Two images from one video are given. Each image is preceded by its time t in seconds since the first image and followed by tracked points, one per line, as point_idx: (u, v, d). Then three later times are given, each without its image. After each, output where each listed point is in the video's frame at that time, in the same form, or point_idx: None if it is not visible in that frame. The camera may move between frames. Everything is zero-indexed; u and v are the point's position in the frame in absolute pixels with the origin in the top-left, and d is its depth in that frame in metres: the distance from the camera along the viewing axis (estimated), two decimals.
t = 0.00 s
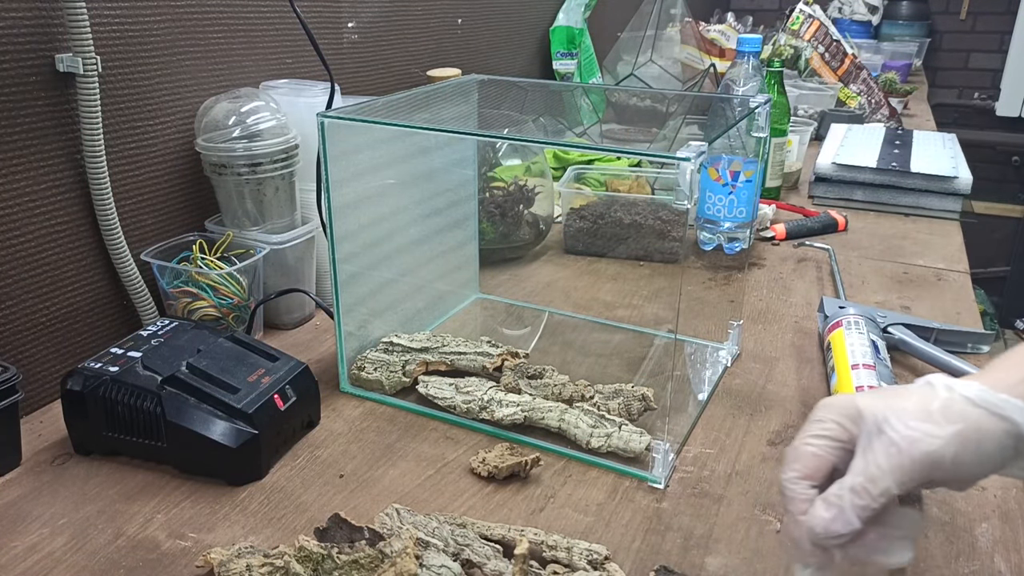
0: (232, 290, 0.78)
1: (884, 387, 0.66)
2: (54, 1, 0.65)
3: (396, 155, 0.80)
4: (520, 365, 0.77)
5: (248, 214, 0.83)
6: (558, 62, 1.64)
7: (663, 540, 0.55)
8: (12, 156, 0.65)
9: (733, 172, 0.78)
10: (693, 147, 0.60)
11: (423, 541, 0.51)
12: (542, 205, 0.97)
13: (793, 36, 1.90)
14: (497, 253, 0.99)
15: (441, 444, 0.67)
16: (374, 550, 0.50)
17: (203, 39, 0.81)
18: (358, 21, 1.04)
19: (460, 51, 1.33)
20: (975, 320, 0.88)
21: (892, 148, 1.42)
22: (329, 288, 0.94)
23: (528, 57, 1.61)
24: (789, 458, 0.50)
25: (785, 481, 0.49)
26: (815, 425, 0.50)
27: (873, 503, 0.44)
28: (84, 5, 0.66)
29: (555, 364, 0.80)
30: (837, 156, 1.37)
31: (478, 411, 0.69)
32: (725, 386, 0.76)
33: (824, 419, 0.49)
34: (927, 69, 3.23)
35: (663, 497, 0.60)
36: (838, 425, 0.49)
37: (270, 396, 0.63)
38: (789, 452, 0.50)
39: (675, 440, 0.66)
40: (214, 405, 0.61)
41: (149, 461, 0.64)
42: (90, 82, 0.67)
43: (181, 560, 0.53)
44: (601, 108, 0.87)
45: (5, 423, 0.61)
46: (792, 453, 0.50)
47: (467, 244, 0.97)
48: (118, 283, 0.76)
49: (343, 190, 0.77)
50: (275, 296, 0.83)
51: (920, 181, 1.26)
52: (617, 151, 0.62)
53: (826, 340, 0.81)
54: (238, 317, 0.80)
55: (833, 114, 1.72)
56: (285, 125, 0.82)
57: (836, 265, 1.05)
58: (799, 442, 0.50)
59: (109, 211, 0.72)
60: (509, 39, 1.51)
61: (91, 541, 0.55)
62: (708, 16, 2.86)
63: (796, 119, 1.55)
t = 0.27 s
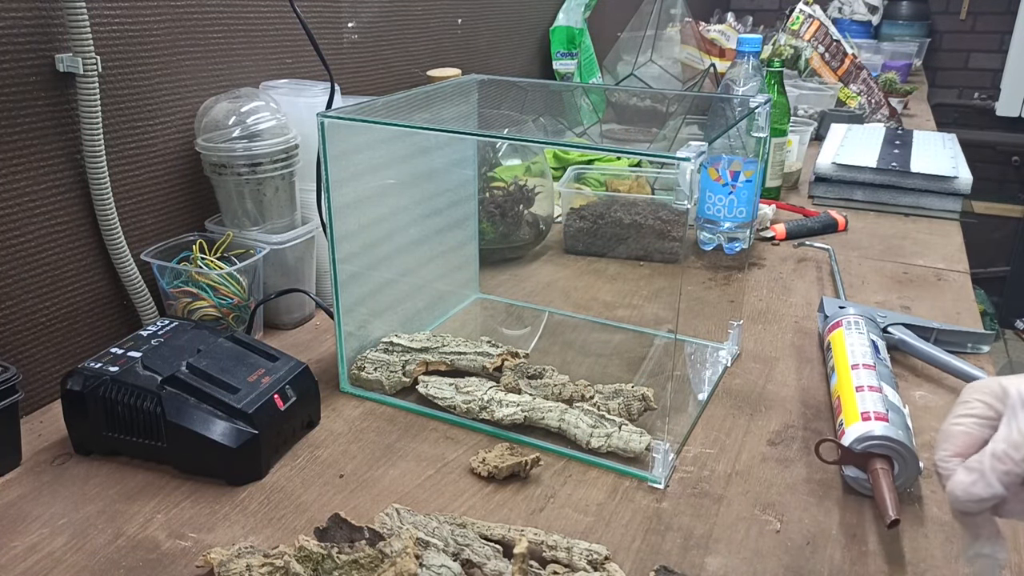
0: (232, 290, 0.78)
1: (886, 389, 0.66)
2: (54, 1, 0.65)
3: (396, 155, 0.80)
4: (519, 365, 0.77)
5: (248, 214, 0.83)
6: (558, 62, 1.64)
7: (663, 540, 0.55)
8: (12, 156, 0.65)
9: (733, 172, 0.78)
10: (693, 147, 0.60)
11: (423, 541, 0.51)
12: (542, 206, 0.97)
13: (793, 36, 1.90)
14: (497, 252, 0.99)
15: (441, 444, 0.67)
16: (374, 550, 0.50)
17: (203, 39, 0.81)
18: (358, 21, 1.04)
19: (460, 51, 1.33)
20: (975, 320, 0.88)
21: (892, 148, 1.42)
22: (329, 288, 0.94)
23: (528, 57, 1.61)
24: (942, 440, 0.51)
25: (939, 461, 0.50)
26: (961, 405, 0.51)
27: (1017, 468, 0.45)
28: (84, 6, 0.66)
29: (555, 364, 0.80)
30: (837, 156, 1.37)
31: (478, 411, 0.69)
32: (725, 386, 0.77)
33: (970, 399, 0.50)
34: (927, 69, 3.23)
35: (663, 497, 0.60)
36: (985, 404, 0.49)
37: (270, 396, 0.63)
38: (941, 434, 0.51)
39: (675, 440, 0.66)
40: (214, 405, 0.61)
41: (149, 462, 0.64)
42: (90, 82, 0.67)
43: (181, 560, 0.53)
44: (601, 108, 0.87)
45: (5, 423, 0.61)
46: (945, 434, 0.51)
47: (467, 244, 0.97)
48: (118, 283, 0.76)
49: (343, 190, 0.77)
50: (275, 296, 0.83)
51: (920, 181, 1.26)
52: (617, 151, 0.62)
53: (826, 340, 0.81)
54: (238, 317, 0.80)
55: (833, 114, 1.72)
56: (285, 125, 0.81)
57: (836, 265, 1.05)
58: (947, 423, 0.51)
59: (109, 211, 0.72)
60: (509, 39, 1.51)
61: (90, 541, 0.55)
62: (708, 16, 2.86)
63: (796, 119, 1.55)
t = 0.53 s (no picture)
0: (232, 290, 0.78)
1: (886, 389, 0.66)
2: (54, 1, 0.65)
3: (396, 155, 0.80)
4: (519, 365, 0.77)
5: (248, 214, 0.83)
6: (558, 62, 1.64)
7: (663, 540, 0.55)
8: (12, 156, 0.65)
9: (733, 173, 0.78)
10: (693, 147, 0.60)
11: (423, 541, 0.51)
12: (542, 206, 0.97)
13: (793, 36, 1.90)
14: (498, 252, 0.99)
15: (441, 444, 0.67)
16: (374, 550, 0.50)
17: (203, 39, 0.81)
18: (358, 21, 1.04)
19: (460, 51, 1.33)
20: (975, 320, 0.88)
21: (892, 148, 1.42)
22: (329, 288, 0.94)
23: (528, 57, 1.61)
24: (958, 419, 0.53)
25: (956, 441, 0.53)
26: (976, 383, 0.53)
27: None
28: (83, 6, 0.66)
29: (555, 364, 0.80)
30: (837, 156, 1.37)
31: (478, 411, 0.70)
32: (725, 386, 0.76)
33: (983, 378, 0.52)
34: (927, 69, 3.23)
35: (663, 497, 0.60)
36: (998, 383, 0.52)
37: (270, 396, 0.63)
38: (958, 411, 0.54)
39: (675, 440, 0.66)
40: (214, 405, 0.61)
41: (149, 462, 0.64)
42: (90, 82, 0.67)
43: (181, 560, 0.53)
44: (601, 108, 0.87)
45: (5, 423, 0.61)
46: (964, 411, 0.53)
47: (467, 244, 0.97)
48: (119, 283, 0.76)
49: (344, 190, 0.77)
50: (274, 296, 0.83)
51: (920, 181, 1.26)
52: (617, 151, 0.62)
53: (826, 340, 0.81)
54: (238, 317, 0.79)
55: (833, 114, 1.72)
56: (285, 125, 0.81)
57: (836, 265, 1.05)
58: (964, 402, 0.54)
59: (109, 211, 0.72)
60: (509, 39, 1.51)
61: (90, 541, 0.55)
62: (708, 16, 2.86)
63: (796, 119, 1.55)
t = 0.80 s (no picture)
0: (232, 290, 0.78)
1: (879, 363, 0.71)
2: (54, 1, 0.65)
3: (397, 155, 0.80)
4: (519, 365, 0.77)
5: (248, 214, 0.83)
6: (559, 62, 1.64)
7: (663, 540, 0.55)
8: (12, 156, 0.65)
9: (733, 173, 0.79)
10: (693, 147, 0.60)
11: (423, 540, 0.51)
12: (542, 206, 0.95)
13: (793, 36, 1.90)
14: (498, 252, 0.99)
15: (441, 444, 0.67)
16: (374, 549, 0.51)
17: (203, 39, 0.81)
18: (358, 21, 1.04)
19: (460, 51, 1.33)
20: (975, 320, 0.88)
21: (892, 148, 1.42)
22: (329, 288, 0.94)
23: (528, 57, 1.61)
24: (920, 309, 0.57)
25: (919, 324, 0.55)
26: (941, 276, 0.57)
27: None
28: (84, 6, 0.66)
29: (555, 364, 0.80)
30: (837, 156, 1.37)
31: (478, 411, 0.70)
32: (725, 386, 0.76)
33: (946, 274, 0.56)
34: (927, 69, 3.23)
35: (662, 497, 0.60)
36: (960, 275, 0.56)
37: (270, 396, 0.63)
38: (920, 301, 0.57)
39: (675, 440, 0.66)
40: (214, 405, 0.61)
41: (149, 462, 0.64)
42: (90, 82, 0.67)
43: (181, 560, 0.53)
44: (601, 108, 0.87)
45: (5, 423, 0.61)
46: (926, 303, 0.57)
47: (467, 244, 0.97)
48: (119, 283, 0.76)
49: (344, 190, 0.77)
50: (275, 296, 0.83)
51: (920, 181, 1.26)
52: (617, 151, 0.62)
53: (826, 340, 0.81)
54: (238, 317, 0.80)
55: (833, 114, 1.72)
56: (285, 125, 0.82)
57: (836, 265, 1.05)
58: (927, 292, 0.57)
59: (109, 211, 0.72)
60: (509, 39, 1.51)
61: (90, 541, 0.55)
62: (708, 16, 2.86)
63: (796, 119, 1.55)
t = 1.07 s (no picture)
0: (232, 290, 0.78)
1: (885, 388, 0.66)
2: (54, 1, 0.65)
3: (397, 155, 0.80)
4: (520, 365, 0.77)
5: (248, 214, 0.83)
6: (558, 62, 1.64)
7: (663, 540, 0.55)
8: (12, 156, 0.65)
9: (733, 173, 0.78)
10: (693, 147, 0.60)
11: (423, 541, 0.51)
12: (542, 206, 0.96)
13: (793, 36, 1.90)
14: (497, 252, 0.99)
15: (441, 444, 0.67)
16: (374, 550, 0.49)
17: (203, 39, 0.81)
18: (358, 21, 1.04)
19: (460, 52, 1.33)
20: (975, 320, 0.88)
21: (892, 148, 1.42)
22: (329, 288, 0.94)
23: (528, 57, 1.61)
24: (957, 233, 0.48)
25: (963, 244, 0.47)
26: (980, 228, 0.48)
27: None
28: (84, 6, 0.66)
29: (555, 364, 0.80)
30: (837, 157, 1.37)
31: (478, 411, 0.70)
32: (725, 386, 0.76)
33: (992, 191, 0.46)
34: (927, 69, 3.23)
35: (663, 497, 0.60)
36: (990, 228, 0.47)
37: (270, 396, 0.63)
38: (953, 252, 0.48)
39: (675, 440, 0.66)
40: (214, 405, 0.61)
41: (149, 462, 0.64)
42: (90, 82, 0.67)
43: (181, 560, 0.53)
44: (601, 107, 0.87)
45: (5, 423, 0.61)
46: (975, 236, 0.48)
47: (467, 244, 0.97)
48: (118, 283, 0.76)
49: (344, 190, 0.77)
50: (275, 296, 0.83)
51: (920, 181, 1.25)
52: (617, 151, 0.62)
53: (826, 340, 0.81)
54: (238, 317, 0.80)
55: (833, 114, 1.72)
56: (285, 125, 0.81)
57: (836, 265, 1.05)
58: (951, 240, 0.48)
59: (109, 211, 0.72)
60: (509, 39, 1.51)
61: (90, 541, 0.55)
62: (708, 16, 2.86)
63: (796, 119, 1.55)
